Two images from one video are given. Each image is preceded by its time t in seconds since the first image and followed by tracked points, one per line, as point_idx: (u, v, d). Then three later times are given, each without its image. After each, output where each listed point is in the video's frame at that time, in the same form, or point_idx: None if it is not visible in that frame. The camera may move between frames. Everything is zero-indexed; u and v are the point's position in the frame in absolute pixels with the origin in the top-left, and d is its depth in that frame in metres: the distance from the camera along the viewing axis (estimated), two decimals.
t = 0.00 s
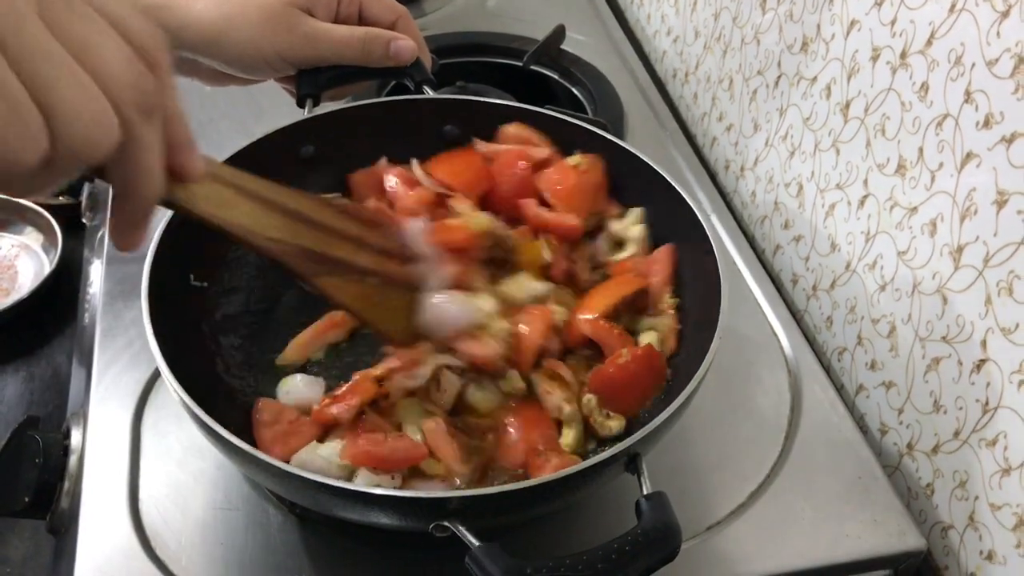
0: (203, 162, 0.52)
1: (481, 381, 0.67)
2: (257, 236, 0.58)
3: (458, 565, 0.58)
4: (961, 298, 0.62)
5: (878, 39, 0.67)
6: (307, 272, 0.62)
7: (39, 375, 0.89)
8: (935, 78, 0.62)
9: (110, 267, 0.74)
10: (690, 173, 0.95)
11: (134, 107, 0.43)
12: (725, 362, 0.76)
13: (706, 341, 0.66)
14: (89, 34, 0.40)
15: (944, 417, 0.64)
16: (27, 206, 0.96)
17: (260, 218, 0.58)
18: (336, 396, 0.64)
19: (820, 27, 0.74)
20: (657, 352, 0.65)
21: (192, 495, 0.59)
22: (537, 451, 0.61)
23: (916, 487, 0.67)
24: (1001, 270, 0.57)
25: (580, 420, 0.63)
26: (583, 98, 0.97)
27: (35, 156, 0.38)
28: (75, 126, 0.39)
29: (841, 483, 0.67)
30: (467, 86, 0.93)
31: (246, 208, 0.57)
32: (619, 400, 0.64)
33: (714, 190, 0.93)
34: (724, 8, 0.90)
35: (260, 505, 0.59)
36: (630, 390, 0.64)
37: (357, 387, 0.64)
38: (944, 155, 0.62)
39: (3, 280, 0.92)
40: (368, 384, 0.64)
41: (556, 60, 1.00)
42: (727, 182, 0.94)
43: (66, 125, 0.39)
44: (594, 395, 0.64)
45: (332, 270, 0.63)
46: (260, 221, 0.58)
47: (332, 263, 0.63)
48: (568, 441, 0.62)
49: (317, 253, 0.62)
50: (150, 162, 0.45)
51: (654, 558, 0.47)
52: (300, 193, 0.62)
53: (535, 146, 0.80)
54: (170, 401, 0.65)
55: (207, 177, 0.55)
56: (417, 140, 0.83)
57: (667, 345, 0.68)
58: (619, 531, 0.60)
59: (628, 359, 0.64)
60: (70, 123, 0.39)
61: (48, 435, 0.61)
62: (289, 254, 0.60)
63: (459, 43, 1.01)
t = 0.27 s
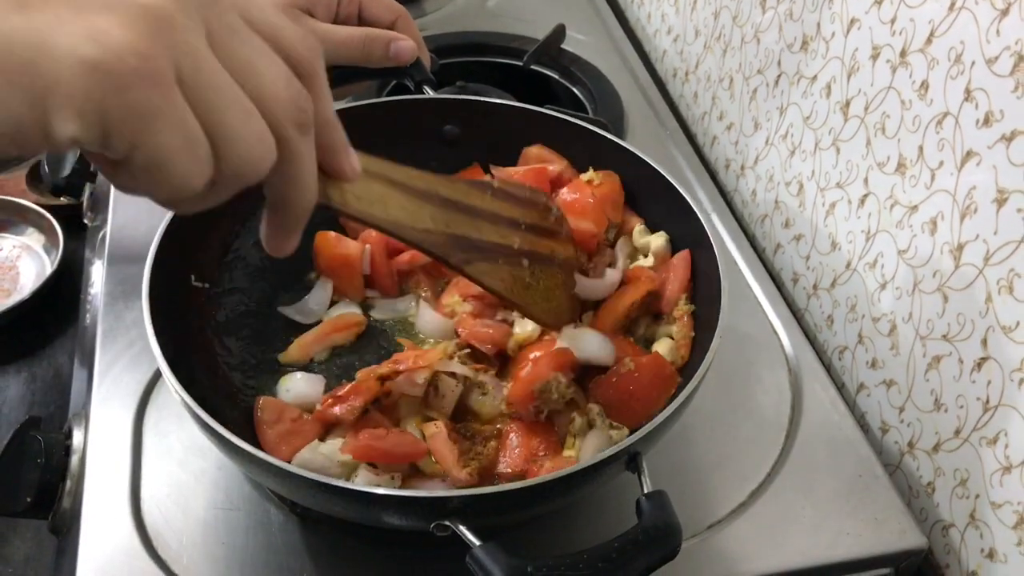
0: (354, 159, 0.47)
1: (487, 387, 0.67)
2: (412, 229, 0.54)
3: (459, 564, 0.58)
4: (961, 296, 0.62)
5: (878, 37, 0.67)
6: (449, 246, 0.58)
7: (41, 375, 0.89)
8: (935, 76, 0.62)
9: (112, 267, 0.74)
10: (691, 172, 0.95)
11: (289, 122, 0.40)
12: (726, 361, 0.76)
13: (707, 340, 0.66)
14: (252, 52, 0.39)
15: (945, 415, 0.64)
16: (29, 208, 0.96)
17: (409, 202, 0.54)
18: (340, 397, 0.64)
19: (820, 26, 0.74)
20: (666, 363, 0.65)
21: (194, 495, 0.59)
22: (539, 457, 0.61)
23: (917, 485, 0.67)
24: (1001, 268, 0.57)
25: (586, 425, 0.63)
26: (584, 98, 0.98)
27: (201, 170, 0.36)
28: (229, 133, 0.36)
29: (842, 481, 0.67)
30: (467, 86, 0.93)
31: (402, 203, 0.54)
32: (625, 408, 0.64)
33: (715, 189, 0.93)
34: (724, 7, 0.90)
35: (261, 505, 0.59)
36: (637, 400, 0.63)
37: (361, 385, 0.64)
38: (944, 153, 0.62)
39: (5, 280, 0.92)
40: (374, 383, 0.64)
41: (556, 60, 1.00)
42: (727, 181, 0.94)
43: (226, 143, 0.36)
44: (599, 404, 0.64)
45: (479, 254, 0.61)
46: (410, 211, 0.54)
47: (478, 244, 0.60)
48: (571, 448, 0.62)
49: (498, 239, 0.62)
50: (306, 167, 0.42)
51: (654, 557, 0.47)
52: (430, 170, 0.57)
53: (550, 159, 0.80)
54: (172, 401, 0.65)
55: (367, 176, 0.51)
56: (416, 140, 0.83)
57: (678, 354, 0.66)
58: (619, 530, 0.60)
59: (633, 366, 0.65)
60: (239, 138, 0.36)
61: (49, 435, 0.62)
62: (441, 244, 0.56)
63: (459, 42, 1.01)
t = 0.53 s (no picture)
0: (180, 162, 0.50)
1: (460, 402, 0.64)
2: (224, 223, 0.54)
3: (460, 561, 0.58)
4: (962, 292, 0.61)
5: (879, 33, 0.67)
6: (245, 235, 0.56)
7: (40, 374, 0.89)
8: (936, 72, 0.62)
9: (111, 265, 0.74)
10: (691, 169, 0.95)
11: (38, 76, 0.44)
12: (726, 358, 0.76)
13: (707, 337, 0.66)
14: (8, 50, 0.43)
15: (946, 411, 0.64)
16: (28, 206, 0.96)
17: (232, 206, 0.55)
18: (316, 410, 0.61)
19: (820, 22, 0.74)
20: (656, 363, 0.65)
21: (194, 493, 0.59)
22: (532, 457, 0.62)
23: (919, 481, 0.67)
24: (1002, 263, 0.57)
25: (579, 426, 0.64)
26: (584, 95, 0.97)
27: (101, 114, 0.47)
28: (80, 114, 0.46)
29: (843, 477, 0.67)
30: (467, 83, 0.93)
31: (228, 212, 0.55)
32: (618, 409, 0.64)
33: (715, 186, 0.93)
34: (724, 4, 0.90)
35: (262, 502, 0.59)
36: (627, 404, 0.64)
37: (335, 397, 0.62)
38: (946, 149, 0.62)
39: (5, 278, 0.92)
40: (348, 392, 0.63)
41: (557, 57, 1.00)
42: (728, 178, 0.94)
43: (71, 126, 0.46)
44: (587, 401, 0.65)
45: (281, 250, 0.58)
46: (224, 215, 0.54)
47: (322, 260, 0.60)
48: (562, 447, 0.63)
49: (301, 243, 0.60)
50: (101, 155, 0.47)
51: (656, 552, 0.47)
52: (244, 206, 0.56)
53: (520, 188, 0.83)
54: (171, 398, 0.65)
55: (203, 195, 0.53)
56: (416, 137, 0.83)
57: (667, 354, 0.68)
58: (620, 526, 0.60)
59: (621, 368, 0.65)
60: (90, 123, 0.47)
61: (48, 432, 0.62)
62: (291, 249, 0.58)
63: (459, 40, 1.01)
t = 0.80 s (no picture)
0: (225, 183, 0.54)
1: (459, 398, 0.65)
2: (270, 247, 0.60)
3: (458, 557, 0.58)
4: (959, 288, 0.62)
5: (876, 30, 0.67)
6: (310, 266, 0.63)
7: (38, 371, 0.90)
8: (933, 68, 0.62)
9: (109, 262, 0.74)
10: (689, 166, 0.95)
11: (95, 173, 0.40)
12: (724, 355, 0.76)
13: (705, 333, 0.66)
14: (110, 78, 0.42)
15: (943, 408, 0.64)
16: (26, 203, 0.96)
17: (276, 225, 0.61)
18: (306, 412, 0.61)
19: (818, 19, 0.74)
20: (653, 361, 0.65)
21: (192, 489, 0.59)
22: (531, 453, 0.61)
23: (916, 477, 0.67)
24: (999, 259, 0.57)
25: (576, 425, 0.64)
26: (582, 92, 0.97)
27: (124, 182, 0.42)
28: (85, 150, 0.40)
29: (841, 473, 0.67)
30: (465, 80, 0.93)
31: (269, 223, 0.60)
32: (617, 408, 0.63)
33: (713, 183, 0.93)
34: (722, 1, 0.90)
35: (260, 498, 0.59)
36: (625, 402, 0.64)
37: (326, 403, 0.61)
38: (943, 145, 0.62)
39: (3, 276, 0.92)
40: (338, 398, 0.63)
41: (555, 54, 1.00)
42: (726, 175, 0.94)
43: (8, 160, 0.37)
44: (585, 400, 0.65)
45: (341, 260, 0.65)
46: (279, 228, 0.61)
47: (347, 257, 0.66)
48: (561, 444, 0.63)
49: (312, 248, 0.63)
50: (169, 189, 0.46)
51: (654, 548, 0.47)
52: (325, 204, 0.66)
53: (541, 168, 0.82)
54: (170, 395, 0.65)
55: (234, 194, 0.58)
56: (414, 134, 0.83)
57: (664, 352, 0.68)
58: (618, 522, 0.60)
59: (619, 365, 0.64)
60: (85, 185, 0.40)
61: (47, 429, 0.61)
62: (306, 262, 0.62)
63: (457, 37, 1.01)
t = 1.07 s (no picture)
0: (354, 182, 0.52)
1: (456, 396, 0.65)
2: (405, 253, 0.58)
3: (455, 554, 0.58)
4: (957, 285, 0.62)
5: (873, 27, 0.67)
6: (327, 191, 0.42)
7: (36, 369, 0.88)
8: (931, 65, 0.62)
9: (107, 259, 0.74)
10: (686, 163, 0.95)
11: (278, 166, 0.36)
12: (721, 352, 0.76)
13: (704, 330, 0.66)
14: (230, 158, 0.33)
15: (940, 405, 0.64)
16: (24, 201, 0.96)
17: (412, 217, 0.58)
18: (303, 409, 0.61)
19: (815, 16, 0.74)
20: (660, 364, 0.66)
21: (189, 486, 0.59)
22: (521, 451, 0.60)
23: (913, 475, 0.67)
24: (996, 256, 0.57)
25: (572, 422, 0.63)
26: (580, 90, 0.97)
27: (245, 205, 0.35)
28: (233, 182, 0.34)
29: (838, 470, 0.67)
30: (462, 78, 0.93)
31: (403, 227, 0.57)
32: (615, 407, 0.64)
33: (710, 181, 0.93)
34: None
35: (257, 495, 0.59)
36: (626, 400, 0.64)
37: (323, 400, 0.62)
38: (940, 142, 0.62)
39: None
40: (336, 395, 0.63)
41: (553, 52, 1.00)
42: (723, 172, 0.94)
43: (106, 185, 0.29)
44: (584, 401, 0.65)
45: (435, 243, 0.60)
46: (404, 231, 0.57)
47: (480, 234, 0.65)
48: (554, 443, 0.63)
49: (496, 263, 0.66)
50: (294, 218, 0.39)
51: (651, 545, 0.47)
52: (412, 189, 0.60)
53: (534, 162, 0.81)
54: (167, 392, 0.65)
55: (360, 203, 0.53)
56: (412, 131, 0.83)
57: (672, 348, 0.68)
58: (615, 519, 0.60)
59: (624, 366, 0.65)
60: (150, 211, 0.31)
61: (44, 426, 0.61)
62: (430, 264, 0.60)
63: (455, 34, 1.01)
